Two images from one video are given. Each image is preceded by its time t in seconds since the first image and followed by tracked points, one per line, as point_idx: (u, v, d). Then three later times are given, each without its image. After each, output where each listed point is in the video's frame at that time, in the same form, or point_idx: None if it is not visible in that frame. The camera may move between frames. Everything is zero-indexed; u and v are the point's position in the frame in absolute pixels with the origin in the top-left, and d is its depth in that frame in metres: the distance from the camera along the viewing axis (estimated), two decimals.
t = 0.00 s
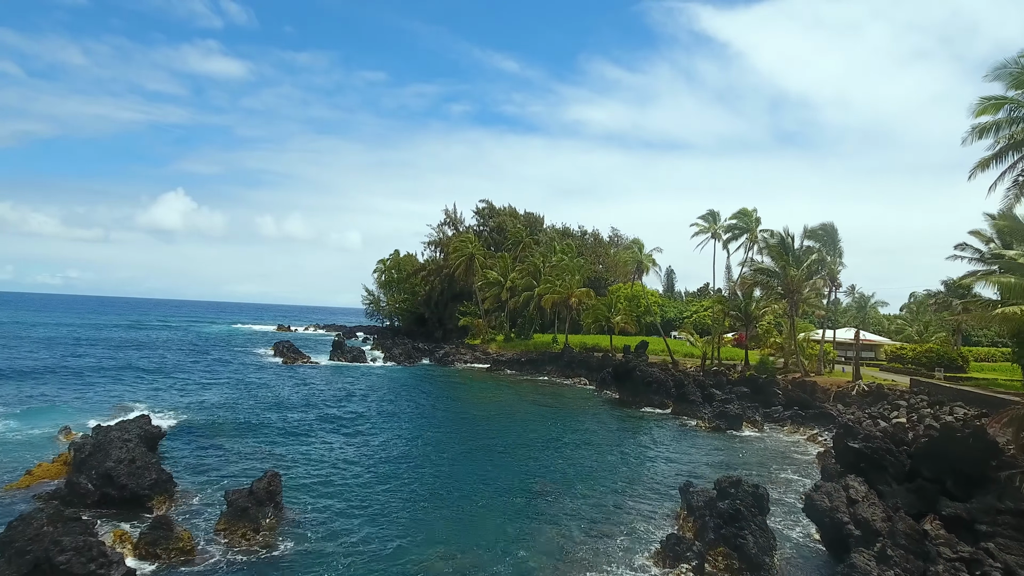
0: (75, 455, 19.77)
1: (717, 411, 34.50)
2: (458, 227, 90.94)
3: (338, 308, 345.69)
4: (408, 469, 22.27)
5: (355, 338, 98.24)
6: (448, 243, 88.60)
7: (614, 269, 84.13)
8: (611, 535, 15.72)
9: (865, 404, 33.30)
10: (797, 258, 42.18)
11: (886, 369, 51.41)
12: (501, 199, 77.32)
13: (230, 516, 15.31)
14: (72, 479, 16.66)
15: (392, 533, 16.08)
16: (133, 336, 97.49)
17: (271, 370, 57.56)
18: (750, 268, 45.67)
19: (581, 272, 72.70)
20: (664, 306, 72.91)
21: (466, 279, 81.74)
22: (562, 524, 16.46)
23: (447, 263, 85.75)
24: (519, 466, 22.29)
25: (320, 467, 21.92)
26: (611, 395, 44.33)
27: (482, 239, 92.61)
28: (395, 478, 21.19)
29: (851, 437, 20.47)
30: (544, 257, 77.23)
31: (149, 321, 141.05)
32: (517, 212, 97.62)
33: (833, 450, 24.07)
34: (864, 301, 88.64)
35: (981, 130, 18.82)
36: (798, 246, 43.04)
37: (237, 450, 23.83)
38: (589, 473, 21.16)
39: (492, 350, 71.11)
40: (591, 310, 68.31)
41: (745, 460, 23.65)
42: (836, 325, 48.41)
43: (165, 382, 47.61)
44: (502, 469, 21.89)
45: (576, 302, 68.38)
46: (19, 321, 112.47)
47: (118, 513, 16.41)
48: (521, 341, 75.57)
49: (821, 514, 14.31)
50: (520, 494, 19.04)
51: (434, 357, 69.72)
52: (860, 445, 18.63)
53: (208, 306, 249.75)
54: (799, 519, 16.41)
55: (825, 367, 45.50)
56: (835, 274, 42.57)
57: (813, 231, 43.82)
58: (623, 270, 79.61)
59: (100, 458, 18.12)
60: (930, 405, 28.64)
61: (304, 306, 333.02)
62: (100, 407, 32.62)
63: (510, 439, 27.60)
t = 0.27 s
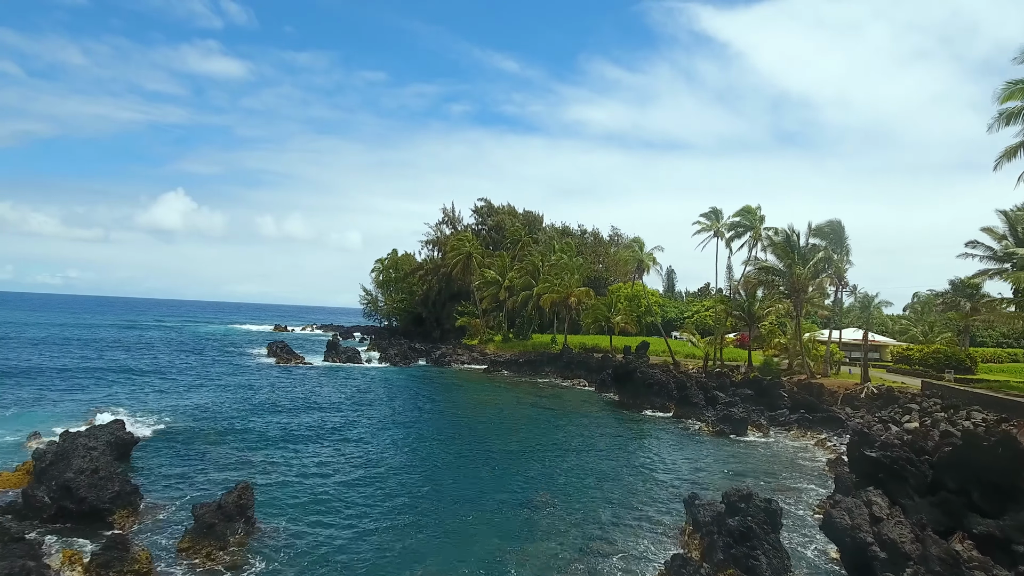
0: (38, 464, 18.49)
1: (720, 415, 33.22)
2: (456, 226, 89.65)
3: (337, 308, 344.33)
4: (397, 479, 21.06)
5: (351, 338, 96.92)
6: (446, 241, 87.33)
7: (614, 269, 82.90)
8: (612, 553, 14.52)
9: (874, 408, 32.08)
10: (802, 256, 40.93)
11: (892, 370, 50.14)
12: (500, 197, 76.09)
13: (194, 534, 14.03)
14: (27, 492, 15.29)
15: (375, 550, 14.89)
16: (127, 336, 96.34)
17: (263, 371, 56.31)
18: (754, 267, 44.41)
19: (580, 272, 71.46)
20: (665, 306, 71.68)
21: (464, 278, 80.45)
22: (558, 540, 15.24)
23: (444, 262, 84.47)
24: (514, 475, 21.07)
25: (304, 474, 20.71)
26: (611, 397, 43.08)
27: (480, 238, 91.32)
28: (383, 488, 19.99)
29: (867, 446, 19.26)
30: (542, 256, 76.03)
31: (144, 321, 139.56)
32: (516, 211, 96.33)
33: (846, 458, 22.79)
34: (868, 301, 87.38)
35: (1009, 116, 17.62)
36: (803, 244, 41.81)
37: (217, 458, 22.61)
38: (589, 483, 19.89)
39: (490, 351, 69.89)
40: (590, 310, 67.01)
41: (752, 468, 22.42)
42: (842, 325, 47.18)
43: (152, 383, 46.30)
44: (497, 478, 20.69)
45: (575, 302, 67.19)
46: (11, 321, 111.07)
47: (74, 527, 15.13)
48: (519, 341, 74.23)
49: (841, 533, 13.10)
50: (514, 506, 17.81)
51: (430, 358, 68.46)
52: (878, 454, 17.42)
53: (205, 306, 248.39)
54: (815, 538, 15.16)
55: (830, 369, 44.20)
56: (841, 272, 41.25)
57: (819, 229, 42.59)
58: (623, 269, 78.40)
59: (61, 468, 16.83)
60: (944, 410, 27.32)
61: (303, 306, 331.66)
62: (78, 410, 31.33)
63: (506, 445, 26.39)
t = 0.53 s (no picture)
0: None
1: (725, 419, 31.92)
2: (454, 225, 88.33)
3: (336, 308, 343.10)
4: (383, 491, 19.78)
5: (348, 338, 95.61)
6: (443, 240, 85.99)
7: (614, 268, 81.61)
8: None
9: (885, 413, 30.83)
10: (808, 254, 39.62)
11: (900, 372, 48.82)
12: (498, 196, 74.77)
13: (151, 556, 12.71)
14: None
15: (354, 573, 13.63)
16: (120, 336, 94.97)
17: (255, 373, 54.98)
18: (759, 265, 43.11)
19: (580, 271, 70.19)
20: (666, 306, 70.39)
21: (462, 277, 79.12)
22: (553, 560, 14.04)
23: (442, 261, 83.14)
24: (509, 487, 19.82)
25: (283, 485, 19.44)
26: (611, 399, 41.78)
27: (479, 237, 90.02)
28: (368, 501, 18.71)
29: (886, 456, 18.01)
30: (541, 255, 74.71)
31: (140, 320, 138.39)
32: (515, 209, 95.02)
33: (861, 467, 21.51)
34: (872, 301, 86.09)
35: None
36: (810, 242, 40.48)
37: (194, 468, 21.31)
38: (588, 496, 18.59)
39: (488, 352, 68.59)
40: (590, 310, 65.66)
41: (761, 479, 21.12)
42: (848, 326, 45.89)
43: (139, 385, 45.04)
44: (490, 491, 19.41)
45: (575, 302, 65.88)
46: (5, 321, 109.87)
47: (23, 546, 13.82)
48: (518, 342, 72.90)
49: (865, 557, 11.80)
50: (507, 522, 16.57)
51: (427, 359, 67.17)
52: (899, 465, 16.15)
53: (203, 306, 247.12)
54: (836, 559, 13.86)
55: (837, 370, 42.90)
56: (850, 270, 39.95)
57: (826, 227, 41.27)
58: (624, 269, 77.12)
59: (16, 480, 15.55)
60: (961, 416, 26.02)
61: (302, 306, 330.36)
62: (55, 414, 30.06)
63: (500, 453, 25.10)
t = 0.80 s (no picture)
0: None
1: (732, 423, 30.41)
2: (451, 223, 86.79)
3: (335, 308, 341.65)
4: (366, 501, 18.24)
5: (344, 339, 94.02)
6: (440, 239, 84.42)
7: (614, 267, 80.08)
8: None
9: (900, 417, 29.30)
10: (816, 251, 38.09)
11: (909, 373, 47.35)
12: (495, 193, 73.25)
13: None
14: None
15: None
16: (112, 337, 93.41)
17: (246, 375, 53.54)
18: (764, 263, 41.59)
19: (579, 270, 68.68)
20: (667, 306, 68.86)
21: (459, 277, 77.59)
22: None
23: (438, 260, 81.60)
24: (501, 500, 18.27)
25: (255, 496, 17.89)
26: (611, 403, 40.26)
27: (476, 236, 88.48)
28: (348, 512, 17.18)
29: (912, 467, 16.45)
30: (540, 254, 73.26)
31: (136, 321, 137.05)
32: (514, 208, 93.48)
33: (881, 477, 20.00)
34: (877, 301, 84.49)
35: None
36: (817, 239, 38.93)
37: (162, 477, 19.81)
38: (587, 511, 17.05)
39: (485, 353, 67.11)
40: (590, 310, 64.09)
41: (774, 490, 19.60)
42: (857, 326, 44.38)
43: (124, 387, 43.57)
44: (480, 503, 17.88)
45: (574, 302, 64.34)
46: None
47: None
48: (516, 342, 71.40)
49: None
50: (499, 540, 15.04)
51: (423, 360, 65.68)
52: (928, 479, 14.57)
53: (201, 307, 245.67)
54: None
55: (846, 372, 41.37)
56: (860, 268, 38.44)
57: (834, 223, 39.73)
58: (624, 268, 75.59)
59: None
60: (983, 421, 24.50)
61: (301, 306, 328.85)
62: (27, 418, 28.60)
63: (493, 461, 23.53)
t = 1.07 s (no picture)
0: None
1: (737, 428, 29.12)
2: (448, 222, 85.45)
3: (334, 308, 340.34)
4: (346, 516, 16.94)
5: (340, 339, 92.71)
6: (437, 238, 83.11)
7: (614, 266, 78.79)
8: None
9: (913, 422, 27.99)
10: (822, 249, 36.77)
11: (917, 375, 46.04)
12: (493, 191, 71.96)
13: None
14: None
15: None
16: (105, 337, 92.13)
17: (237, 376, 52.24)
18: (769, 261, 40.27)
19: (578, 269, 67.36)
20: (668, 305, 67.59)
21: (456, 276, 76.28)
22: None
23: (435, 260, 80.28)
24: (492, 515, 16.93)
25: (229, 510, 16.61)
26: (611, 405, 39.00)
27: (474, 234, 87.15)
28: (325, 529, 15.88)
29: (938, 480, 15.11)
30: (539, 252, 71.92)
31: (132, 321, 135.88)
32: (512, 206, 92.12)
33: (899, 488, 18.67)
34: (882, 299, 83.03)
35: None
36: (824, 236, 37.61)
37: (131, 488, 18.53)
38: (583, 529, 15.71)
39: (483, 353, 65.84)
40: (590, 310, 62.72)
41: (784, 502, 18.31)
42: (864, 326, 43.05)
43: (109, 390, 42.30)
44: (469, 519, 16.56)
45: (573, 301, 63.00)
46: None
47: None
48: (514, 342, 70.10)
49: None
50: (488, 562, 13.72)
51: (419, 361, 64.38)
52: (959, 494, 13.24)
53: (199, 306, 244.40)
54: None
55: (853, 374, 40.05)
56: (868, 266, 37.10)
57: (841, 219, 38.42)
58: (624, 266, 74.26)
59: None
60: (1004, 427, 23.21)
61: (300, 306, 327.52)
62: None
63: (485, 471, 22.21)
